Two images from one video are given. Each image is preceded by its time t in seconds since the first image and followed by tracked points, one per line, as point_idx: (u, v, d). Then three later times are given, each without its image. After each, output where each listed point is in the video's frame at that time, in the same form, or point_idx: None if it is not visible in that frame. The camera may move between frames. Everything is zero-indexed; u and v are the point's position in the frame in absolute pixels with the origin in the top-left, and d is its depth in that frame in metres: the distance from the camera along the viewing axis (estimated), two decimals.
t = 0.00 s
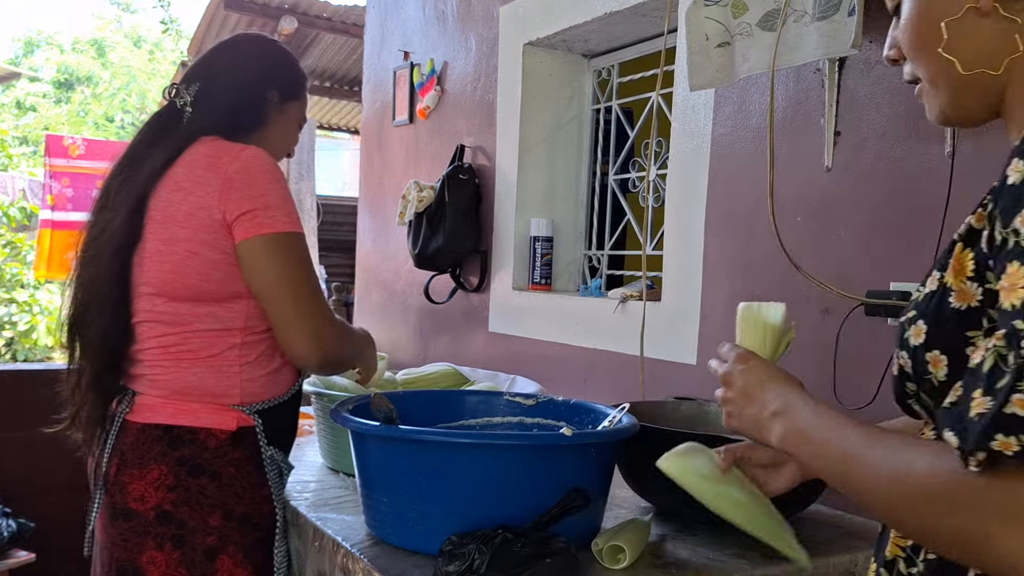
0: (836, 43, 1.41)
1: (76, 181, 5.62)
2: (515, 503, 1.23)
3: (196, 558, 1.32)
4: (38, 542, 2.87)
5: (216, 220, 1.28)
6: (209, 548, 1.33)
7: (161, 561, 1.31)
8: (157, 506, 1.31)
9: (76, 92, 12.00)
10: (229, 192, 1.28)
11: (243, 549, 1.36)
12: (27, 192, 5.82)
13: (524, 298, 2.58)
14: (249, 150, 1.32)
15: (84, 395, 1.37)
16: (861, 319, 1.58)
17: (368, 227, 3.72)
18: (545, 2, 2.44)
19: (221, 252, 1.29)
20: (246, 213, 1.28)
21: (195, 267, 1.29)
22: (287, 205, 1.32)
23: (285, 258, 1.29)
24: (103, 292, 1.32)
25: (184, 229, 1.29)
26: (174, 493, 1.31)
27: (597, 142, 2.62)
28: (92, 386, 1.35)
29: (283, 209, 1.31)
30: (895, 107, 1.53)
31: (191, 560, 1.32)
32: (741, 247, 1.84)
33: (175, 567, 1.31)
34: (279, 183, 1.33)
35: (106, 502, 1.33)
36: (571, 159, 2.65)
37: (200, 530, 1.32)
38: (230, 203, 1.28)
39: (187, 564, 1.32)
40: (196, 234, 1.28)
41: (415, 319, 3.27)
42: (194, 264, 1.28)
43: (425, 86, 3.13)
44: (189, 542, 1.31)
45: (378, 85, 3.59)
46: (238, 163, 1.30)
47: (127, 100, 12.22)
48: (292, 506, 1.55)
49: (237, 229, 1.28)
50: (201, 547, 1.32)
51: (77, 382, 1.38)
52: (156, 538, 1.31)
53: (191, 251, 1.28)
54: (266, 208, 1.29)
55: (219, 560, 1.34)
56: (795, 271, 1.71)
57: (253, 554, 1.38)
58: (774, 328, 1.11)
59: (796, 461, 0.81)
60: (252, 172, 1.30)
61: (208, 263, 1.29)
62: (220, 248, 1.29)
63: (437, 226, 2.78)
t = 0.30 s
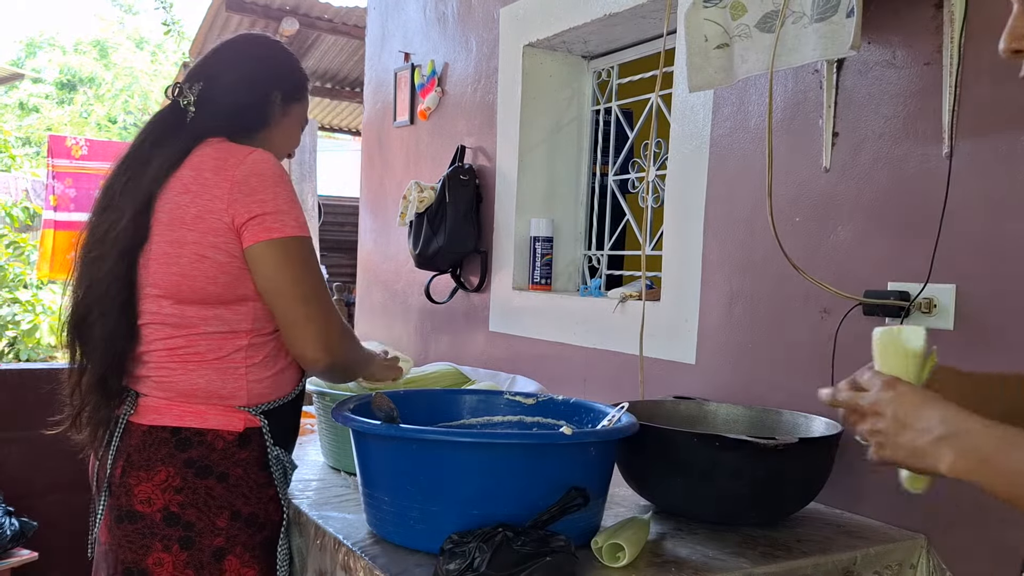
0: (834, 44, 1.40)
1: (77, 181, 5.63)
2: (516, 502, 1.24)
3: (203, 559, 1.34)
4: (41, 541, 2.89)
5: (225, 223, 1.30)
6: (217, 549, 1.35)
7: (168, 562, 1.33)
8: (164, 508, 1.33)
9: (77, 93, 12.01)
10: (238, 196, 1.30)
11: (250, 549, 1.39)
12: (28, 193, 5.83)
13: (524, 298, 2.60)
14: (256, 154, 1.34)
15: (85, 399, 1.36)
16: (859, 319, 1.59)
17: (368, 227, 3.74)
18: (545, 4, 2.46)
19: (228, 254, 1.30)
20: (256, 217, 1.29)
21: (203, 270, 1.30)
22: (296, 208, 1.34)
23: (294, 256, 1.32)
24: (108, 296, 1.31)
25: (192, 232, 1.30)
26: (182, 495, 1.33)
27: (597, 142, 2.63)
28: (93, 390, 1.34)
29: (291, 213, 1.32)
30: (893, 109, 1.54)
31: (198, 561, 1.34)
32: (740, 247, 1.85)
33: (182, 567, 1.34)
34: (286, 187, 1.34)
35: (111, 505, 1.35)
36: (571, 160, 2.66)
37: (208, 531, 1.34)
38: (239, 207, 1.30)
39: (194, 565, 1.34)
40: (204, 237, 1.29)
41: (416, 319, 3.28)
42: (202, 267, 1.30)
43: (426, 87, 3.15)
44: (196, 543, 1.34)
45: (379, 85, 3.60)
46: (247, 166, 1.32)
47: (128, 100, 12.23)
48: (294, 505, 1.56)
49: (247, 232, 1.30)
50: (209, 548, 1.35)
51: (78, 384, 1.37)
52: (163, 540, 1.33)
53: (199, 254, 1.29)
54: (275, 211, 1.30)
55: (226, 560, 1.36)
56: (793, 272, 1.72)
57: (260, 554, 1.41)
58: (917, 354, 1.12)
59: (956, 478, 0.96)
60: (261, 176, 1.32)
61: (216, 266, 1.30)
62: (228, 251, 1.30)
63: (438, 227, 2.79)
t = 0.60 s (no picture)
0: (834, 44, 1.40)
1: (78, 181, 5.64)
2: (517, 503, 1.24)
3: (207, 561, 1.35)
4: (41, 541, 2.89)
5: (230, 226, 1.30)
6: (221, 550, 1.36)
7: (171, 564, 1.33)
8: (167, 509, 1.33)
9: (77, 93, 12.00)
10: (244, 198, 1.30)
11: (253, 550, 1.40)
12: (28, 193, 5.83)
13: (523, 297, 2.60)
14: (261, 156, 1.34)
15: (85, 400, 1.35)
16: (859, 319, 1.59)
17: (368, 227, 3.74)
18: (545, 4, 2.46)
19: (233, 256, 1.30)
20: (262, 219, 1.29)
21: (208, 272, 1.30)
22: (302, 210, 1.34)
23: (294, 258, 1.31)
24: (110, 297, 1.30)
25: (196, 234, 1.30)
26: (185, 497, 1.33)
27: (597, 142, 2.63)
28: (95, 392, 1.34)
29: (297, 216, 1.32)
30: (893, 109, 1.54)
31: (201, 563, 1.35)
32: (740, 246, 1.85)
33: (185, 569, 1.34)
34: (291, 189, 1.35)
35: (112, 507, 1.36)
36: (571, 160, 2.66)
37: (212, 533, 1.35)
38: (245, 209, 1.30)
39: (197, 567, 1.35)
40: (209, 239, 1.29)
41: (415, 319, 3.28)
42: (207, 268, 1.30)
43: (426, 87, 3.15)
44: (200, 545, 1.34)
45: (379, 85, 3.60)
46: (252, 168, 1.32)
47: (128, 100, 12.24)
48: (294, 506, 1.56)
49: (253, 235, 1.30)
50: (212, 550, 1.35)
51: (78, 385, 1.36)
52: (165, 542, 1.33)
53: (204, 256, 1.29)
54: (281, 214, 1.30)
55: (229, 561, 1.37)
56: (793, 272, 1.72)
57: (263, 554, 1.42)
58: None
59: None
60: (267, 178, 1.32)
61: (220, 268, 1.30)
62: (233, 253, 1.30)
63: (437, 227, 2.78)
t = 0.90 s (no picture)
0: (833, 44, 1.40)
1: (78, 181, 5.65)
2: (519, 502, 1.24)
3: (210, 561, 1.35)
4: (41, 541, 2.89)
5: (236, 226, 1.30)
6: (224, 550, 1.36)
7: (174, 564, 1.34)
8: (170, 510, 1.33)
9: (78, 93, 12.01)
10: (251, 199, 1.30)
11: (255, 550, 1.40)
12: (28, 193, 5.83)
13: (523, 298, 2.60)
14: (266, 156, 1.34)
15: (85, 401, 1.35)
16: (860, 319, 1.59)
17: (368, 227, 3.75)
18: (545, 4, 2.46)
19: (239, 257, 1.30)
20: (269, 220, 1.30)
21: (213, 272, 1.30)
22: (307, 211, 1.34)
23: (299, 260, 1.31)
24: (113, 298, 1.30)
25: (201, 234, 1.29)
26: (188, 497, 1.33)
27: (597, 142, 2.63)
28: (97, 393, 1.33)
29: (302, 215, 1.33)
30: (893, 109, 1.54)
31: (204, 563, 1.35)
32: (740, 246, 1.85)
33: (187, 569, 1.34)
34: (295, 190, 1.35)
35: (114, 507, 1.35)
36: (571, 160, 2.66)
37: (214, 533, 1.35)
38: (250, 210, 1.30)
39: (200, 567, 1.35)
40: (214, 239, 1.29)
41: (415, 319, 3.29)
42: (212, 269, 1.30)
43: (426, 87, 3.15)
44: (202, 545, 1.34)
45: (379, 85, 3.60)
46: (257, 169, 1.32)
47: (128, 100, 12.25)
48: (294, 506, 1.57)
49: (259, 236, 1.30)
50: (215, 550, 1.35)
51: (79, 386, 1.36)
52: (168, 542, 1.33)
53: (209, 256, 1.29)
54: (288, 214, 1.31)
55: (232, 561, 1.37)
56: (793, 271, 1.72)
57: (265, 555, 1.42)
58: None
59: None
60: (273, 178, 1.32)
61: (225, 269, 1.30)
62: (238, 253, 1.30)
63: (438, 227, 2.78)
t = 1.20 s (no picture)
0: (833, 44, 1.40)
1: (78, 181, 5.65)
2: (520, 502, 1.24)
3: (212, 561, 1.35)
4: (41, 541, 2.89)
5: (237, 223, 1.30)
6: (225, 551, 1.36)
7: (176, 564, 1.34)
8: (172, 510, 1.33)
9: (78, 93, 12.01)
10: (253, 196, 1.30)
11: (257, 550, 1.40)
12: (28, 193, 5.83)
13: (524, 298, 2.60)
14: (264, 153, 1.34)
15: (88, 406, 1.34)
16: (860, 319, 1.59)
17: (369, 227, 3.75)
18: (545, 4, 2.46)
19: (242, 254, 1.31)
20: (270, 216, 1.30)
21: (215, 269, 1.30)
22: (307, 204, 1.34)
23: (300, 256, 1.31)
24: (114, 299, 1.30)
25: (202, 232, 1.30)
26: (189, 497, 1.33)
27: (597, 142, 2.63)
28: (99, 395, 1.32)
29: (303, 210, 1.33)
30: (893, 109, 1.54)
31: (206, 563, 1.35)
32: (740, 246, 1.85)
33: (189, 569, 1.34)
34: (295, 185, 1.35)
35: (115, 508, 1.35)
36: (571, 160, 2.66)
37: (216, 533, 1.35)
38: (251, 206, 1.30)
39: (202, 567, 1.35)
40: (216, 237, 1.29)
41: (416, 319, 3.29)
42: (214, 267, 1.30)
43: (426, 87, 3.15)
44: (204, 545, 1.34)
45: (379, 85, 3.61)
46: (256, 165, 1.32)
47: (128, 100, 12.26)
48: (294, 506, 1.57)
49: (259, 231, 1.30)
50: (217, 550, 1.35)
51: (81, 390, 1.35)
52: (169, 542, 1.33)
53: (211, 254, 1.29)
54: (289, 209, 1.31)
55: (234, 561, 1.37)
56: (793, 271, 1.72)
57: (267, 555, 1.42)
58: None
59: None
60: (272, 174, 1.32)
61: (227, 266, 1.30)
62: (240, 250, 1.30)
63: (438, 227, 2.78)
